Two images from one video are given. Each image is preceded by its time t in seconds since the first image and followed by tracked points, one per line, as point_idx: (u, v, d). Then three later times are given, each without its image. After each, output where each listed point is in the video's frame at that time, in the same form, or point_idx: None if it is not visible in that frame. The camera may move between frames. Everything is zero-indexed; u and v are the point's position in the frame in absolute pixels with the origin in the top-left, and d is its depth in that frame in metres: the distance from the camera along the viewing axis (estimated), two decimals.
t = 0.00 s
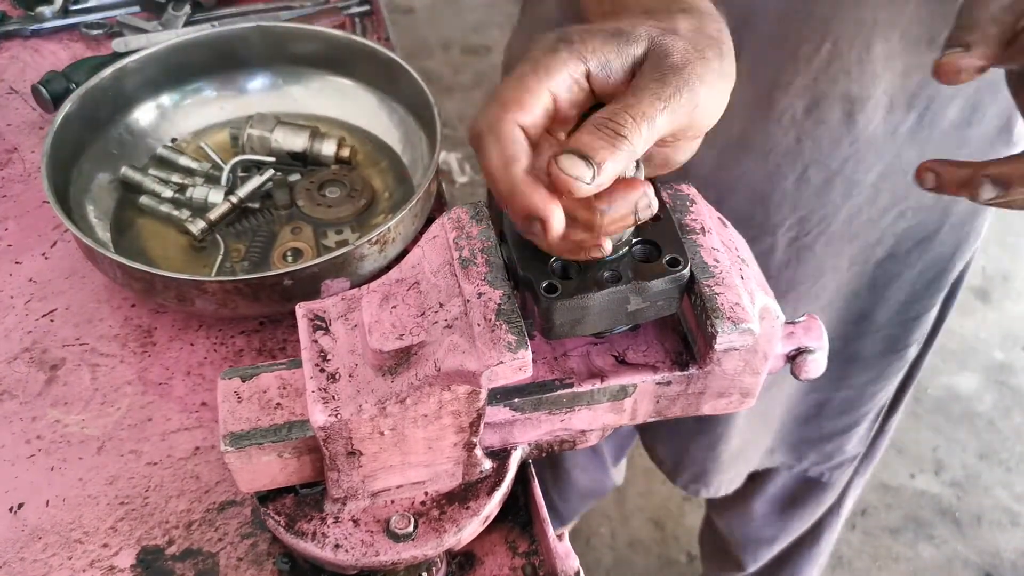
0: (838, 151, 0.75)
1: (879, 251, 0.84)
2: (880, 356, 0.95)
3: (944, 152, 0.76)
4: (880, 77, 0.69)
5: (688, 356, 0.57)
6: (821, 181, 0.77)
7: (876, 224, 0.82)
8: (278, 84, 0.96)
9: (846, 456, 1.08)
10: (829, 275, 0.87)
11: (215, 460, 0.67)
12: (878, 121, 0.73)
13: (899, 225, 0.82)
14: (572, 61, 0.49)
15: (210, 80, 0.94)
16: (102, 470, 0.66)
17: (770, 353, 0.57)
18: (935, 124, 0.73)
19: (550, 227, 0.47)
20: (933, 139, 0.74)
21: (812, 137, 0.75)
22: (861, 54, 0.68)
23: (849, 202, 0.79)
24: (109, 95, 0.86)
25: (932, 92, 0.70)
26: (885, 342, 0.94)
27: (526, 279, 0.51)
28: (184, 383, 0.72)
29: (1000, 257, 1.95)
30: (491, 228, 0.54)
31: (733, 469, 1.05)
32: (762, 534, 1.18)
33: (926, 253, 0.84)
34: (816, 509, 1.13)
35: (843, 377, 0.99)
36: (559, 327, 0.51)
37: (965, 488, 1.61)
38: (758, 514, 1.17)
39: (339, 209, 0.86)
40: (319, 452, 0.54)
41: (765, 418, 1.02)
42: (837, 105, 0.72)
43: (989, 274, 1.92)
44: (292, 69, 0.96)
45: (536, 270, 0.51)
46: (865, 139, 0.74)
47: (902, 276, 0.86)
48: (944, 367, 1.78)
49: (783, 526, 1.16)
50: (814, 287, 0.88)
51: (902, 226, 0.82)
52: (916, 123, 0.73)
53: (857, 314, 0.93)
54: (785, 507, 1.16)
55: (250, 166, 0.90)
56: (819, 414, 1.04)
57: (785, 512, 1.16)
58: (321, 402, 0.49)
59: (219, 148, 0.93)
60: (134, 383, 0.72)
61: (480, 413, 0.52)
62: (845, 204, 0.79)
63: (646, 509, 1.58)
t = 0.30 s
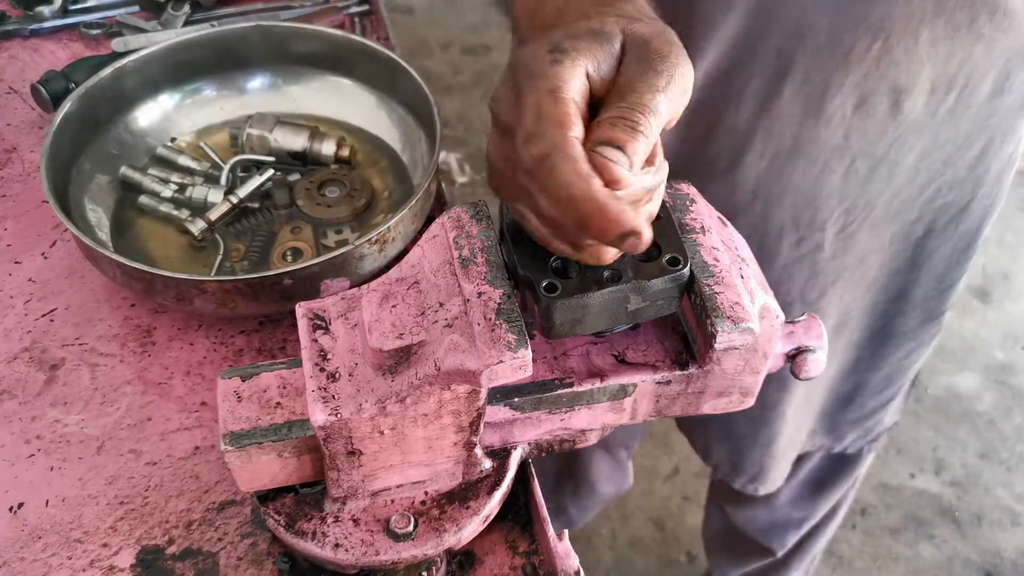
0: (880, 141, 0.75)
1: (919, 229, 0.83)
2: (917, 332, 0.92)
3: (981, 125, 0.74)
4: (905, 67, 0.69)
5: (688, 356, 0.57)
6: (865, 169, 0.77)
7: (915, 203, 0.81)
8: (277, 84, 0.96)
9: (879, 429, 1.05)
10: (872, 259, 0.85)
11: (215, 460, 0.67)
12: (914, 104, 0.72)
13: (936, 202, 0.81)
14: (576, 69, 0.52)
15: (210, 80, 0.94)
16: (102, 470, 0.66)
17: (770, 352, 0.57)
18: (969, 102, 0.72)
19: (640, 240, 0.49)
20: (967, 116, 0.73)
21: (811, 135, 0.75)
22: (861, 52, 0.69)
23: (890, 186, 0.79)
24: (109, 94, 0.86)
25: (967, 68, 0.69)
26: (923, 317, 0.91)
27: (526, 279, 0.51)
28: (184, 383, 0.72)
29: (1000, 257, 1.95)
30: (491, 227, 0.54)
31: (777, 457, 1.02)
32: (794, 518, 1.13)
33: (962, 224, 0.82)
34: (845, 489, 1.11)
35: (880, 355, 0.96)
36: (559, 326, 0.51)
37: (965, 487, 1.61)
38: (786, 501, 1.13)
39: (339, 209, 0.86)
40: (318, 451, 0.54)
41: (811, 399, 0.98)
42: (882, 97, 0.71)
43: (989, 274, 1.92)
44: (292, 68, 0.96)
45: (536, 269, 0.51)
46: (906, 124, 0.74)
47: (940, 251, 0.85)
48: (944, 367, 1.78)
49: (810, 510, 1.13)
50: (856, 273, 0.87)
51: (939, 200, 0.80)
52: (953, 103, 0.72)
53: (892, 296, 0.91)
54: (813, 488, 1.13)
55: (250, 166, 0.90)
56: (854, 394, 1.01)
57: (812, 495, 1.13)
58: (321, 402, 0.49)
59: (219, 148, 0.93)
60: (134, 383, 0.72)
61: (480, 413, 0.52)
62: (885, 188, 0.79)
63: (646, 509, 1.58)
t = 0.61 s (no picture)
0: (879, 130, 0.75)
1: (920, 219, 0.84)
2: (917, 318, 0.92)
3: (978, 112, 0.75)
4: (903, 56, 0.69)
5: (689, 355, 0.57)
6: (866, 161, 0.77)
7: (915, 192, 0.81)
8: (277, 83, 0.96)
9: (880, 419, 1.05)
10: (873, 250, 0.86)
11: (215, 460, 0.67)
12: (912, 93, 0.72)
13: (937, 190, 0.81)
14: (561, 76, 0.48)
15: (209, 79, 0.94)
16: (102, 470, 0.66)
17: (770, 351, 0.56)
18: (967, 89, 0.72)
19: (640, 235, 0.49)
20: (963, 103, 0.73)
21: (810, 132, 0.75)
22: (858, 45, 0.68)
23: (892, 176, 0.79)
24: (109, 93, 0.86)
25: (966, 55, 0.70)
26: (924, 303, 0.91)
27: (526, 278, 0.51)
28: (184, 382, 0.72)
29: (1000, 255, 1.95)
30: (491, 227, 0.54)
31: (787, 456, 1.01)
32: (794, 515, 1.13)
33: (962, 212, 0.83)
34: (848, 476, 1.11)
35: (882, 344, 0.96)
36: (559, 326, 0.51)
37: (965, 486, 1.61)
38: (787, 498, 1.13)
39: (338, 208, 0.86)
40: (318, 451, 0.53)
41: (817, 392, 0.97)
42: (881, 85, 0.71)
43: (989, 273, 1.92)
44: (292, 68, 0.96)
45: (536, 269, 0.51)
46: (906, 112, 0.74)
47: (940, 237, 0.85)
48: (944, 366, 1.78)
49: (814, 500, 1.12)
50: (859, 265, 0.86)
51: (939, 188, 0.80)
52: (950, 91, 0.72)
53: (894, 289, 0.91)
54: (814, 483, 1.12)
55: (250, 165, 0.90)
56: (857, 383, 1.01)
57: (815, 485, 1.12)
58: (321, 401, 0.49)
59: (219, 147, 0.93)
60: (134, 382, 0.72)
61: (480, 412, 0.52)
62: (886, 180, 0.79)
63: (646, 508, 1.58)
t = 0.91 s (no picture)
0: (879, 122, 0.74)
1: (923, 209, 0.83)
2: (919, 309, 0.92)
3: (975, 99, 0.74)
4: (901, 48, 0.69)
5: (689, 355, 0.56)
6: (867, 152, 0.77)
7: (917, 183, 0.80)
8: (277, 82, 0.96)
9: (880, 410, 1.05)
10: (877, 244, 0.85)
11: (215, 459, 0.67)
12: (911, 83, 0.72)
13: (938, 180, 0.80)
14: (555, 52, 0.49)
15: (209, 78, 0.94)
16: (102, 470, 0.66)
17: (771, 351, 0.56)
18: (964, 77, 0.72)
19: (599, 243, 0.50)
20: (962, 92, 0.73)
21: (812, 127, 0.74)
22: (855, 39, 0.68)
23: (892, 168, 0.78)
24: (109, 92, 0.86)
25: (962, 44, 0.69)
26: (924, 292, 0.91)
27: (526, 278, 0.51)
28: (184, 382, 0.72)
29: (1001, 253, 1.95)
30: (492, 226, 0.54)
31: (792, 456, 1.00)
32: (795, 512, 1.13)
33: (963, 200, 0.82)
34: (852, 467, 1.11)
35: (885, 337, 0.95)
36: (559, 326, 0.51)
37: (966, 484, 1.61)
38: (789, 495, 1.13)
39: (338, 207, 0.86)
40: (318, 451, 0.53)
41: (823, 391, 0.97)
42: (880, 77, 0.71)
43: (989, 270, 1.92)
44: (292, 67, 0.95)
45: (536, 269, 0.51)
46: (904, 103, 0.73)
47: (941, 226, 0.84)
48: (944, 364, 1.78)
49: (817, 495, 1.12)
50: (862, 260, 0.86)
51: (939, 178, 0.80)
52: (948, 80, 0.72)
53: (897, 279, 0.90)
54: (815, 478, 1.12)
55: (250, 164, 0.90)
56: (861, 376, 1.00)
57: (818, 480, 1.12)
58: (321, 401, 0.49)
59: (218, 146, 0.93)
60: (133, 382, 0.72)
61: (480, 412, 0.51)
62: (887, 171, 0.78)
63: (647, 506, 1.58)
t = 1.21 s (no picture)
0: (879, 116, 0.74)
1: (925, 203, 0.82)
2: (920, 301, 0.92)
3: (973, 90, 0.74)
4: (899, 43, 0.68)
5: (689, 355, 0.57)
6: (866, 146, 0.76)
7: (918, 176, 0.79)
8: (277, 83, 0.96)
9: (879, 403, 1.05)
10: (880, 240, 0.84)
11: (215, 460, 0.67)
12: (908, 78, 0.71)
13: (938, 173, 0.79)
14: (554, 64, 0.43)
15: (209, 79, 0.94)
16: (103, 470, 0.66)
17: (770, 351, 0.57)
18: (962, 69, 0.72)
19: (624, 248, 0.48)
20: (961, 83, 0.73)
21: (812, 122, 0.73)
22: (854, 36, 0.67)
23: (892, 161, 0.78)
24: (108, 93, 0.86)
25: (960, 37, 0.69)
26: (926, 284, 0.90)
27: (526, 279, 0.51)
28: (184, 383, 0.72)
29: (1001, 253, 1.95)
30: (491, 226, 0.54)
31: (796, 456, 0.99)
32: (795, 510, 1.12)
33: (962, 191, 0.82)
34: (854, 461, 1.11)
35: (888, 333, 0.95)
36: (559, 326, 0.51)
37: (966, 484, 1.61)
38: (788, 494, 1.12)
39: (338, 208, 0.86)
40: (318, 451, 0.53)
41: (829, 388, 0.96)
42: (877, 73, 0.70)
43: (989, 270, 1.92)
44: (292, 67, 0.95)
45: (536, 270, 0.51)
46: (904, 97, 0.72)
47: (942, 218, 0.83)
48: (944, 364, 1.78)
49: (818, 492, 1.12)
50: (866, 256, 0.84)
51: (941, 172, 0.79)
52: (948, 72, 0.71)
53: (901, 275, 0.89)
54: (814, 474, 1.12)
55: (249, 165, 0.90)
56: (862, 372, 1.00)
57: (820, 476, 1.12)
58: (321, 401, 0.49)
59: (218, 147, 0.93)
60: (134, 382, 0.72)
61: (480, 412, 0.52)
62: (887, 165, 0.78)
63: (647, 506, 1.58)
